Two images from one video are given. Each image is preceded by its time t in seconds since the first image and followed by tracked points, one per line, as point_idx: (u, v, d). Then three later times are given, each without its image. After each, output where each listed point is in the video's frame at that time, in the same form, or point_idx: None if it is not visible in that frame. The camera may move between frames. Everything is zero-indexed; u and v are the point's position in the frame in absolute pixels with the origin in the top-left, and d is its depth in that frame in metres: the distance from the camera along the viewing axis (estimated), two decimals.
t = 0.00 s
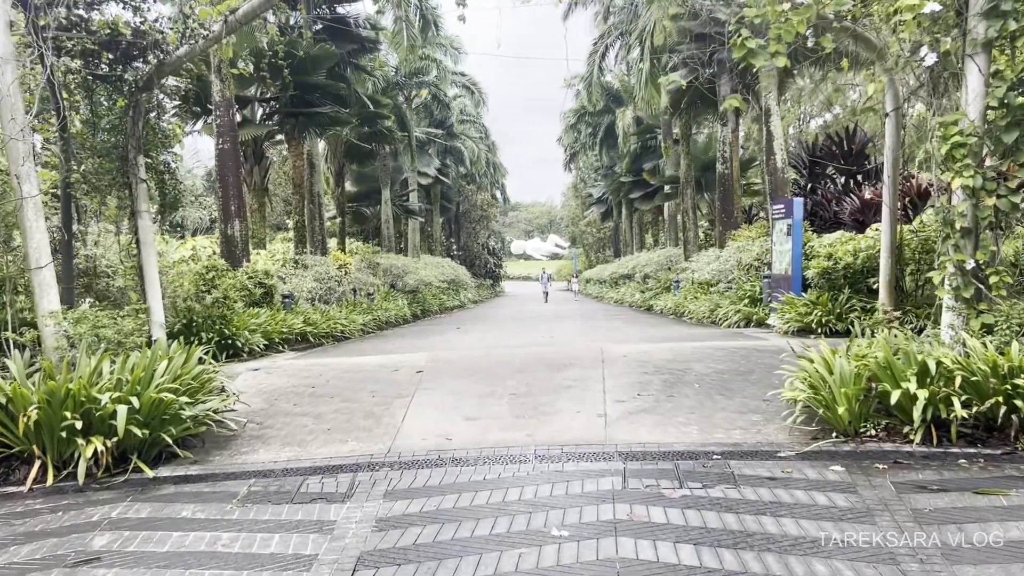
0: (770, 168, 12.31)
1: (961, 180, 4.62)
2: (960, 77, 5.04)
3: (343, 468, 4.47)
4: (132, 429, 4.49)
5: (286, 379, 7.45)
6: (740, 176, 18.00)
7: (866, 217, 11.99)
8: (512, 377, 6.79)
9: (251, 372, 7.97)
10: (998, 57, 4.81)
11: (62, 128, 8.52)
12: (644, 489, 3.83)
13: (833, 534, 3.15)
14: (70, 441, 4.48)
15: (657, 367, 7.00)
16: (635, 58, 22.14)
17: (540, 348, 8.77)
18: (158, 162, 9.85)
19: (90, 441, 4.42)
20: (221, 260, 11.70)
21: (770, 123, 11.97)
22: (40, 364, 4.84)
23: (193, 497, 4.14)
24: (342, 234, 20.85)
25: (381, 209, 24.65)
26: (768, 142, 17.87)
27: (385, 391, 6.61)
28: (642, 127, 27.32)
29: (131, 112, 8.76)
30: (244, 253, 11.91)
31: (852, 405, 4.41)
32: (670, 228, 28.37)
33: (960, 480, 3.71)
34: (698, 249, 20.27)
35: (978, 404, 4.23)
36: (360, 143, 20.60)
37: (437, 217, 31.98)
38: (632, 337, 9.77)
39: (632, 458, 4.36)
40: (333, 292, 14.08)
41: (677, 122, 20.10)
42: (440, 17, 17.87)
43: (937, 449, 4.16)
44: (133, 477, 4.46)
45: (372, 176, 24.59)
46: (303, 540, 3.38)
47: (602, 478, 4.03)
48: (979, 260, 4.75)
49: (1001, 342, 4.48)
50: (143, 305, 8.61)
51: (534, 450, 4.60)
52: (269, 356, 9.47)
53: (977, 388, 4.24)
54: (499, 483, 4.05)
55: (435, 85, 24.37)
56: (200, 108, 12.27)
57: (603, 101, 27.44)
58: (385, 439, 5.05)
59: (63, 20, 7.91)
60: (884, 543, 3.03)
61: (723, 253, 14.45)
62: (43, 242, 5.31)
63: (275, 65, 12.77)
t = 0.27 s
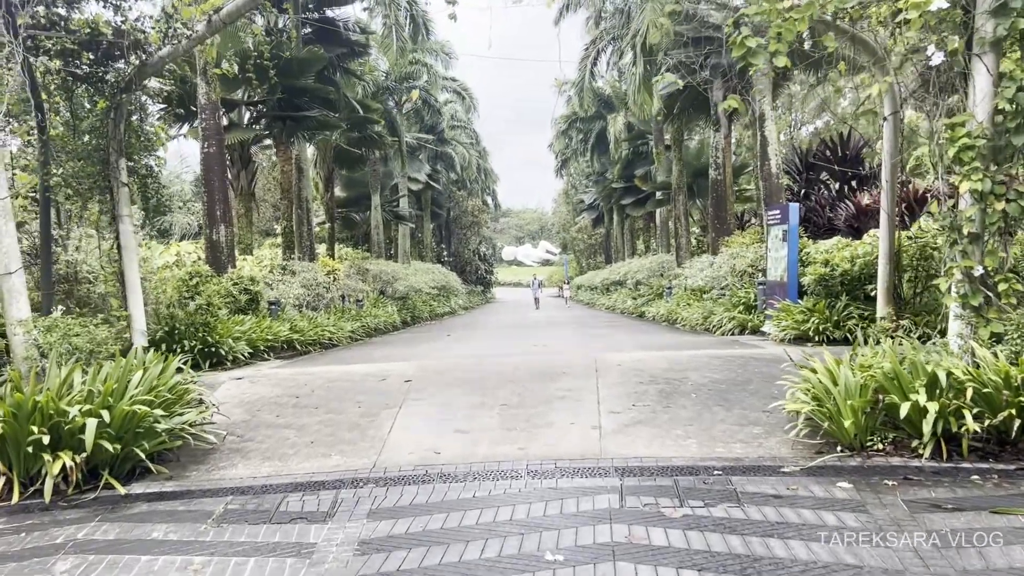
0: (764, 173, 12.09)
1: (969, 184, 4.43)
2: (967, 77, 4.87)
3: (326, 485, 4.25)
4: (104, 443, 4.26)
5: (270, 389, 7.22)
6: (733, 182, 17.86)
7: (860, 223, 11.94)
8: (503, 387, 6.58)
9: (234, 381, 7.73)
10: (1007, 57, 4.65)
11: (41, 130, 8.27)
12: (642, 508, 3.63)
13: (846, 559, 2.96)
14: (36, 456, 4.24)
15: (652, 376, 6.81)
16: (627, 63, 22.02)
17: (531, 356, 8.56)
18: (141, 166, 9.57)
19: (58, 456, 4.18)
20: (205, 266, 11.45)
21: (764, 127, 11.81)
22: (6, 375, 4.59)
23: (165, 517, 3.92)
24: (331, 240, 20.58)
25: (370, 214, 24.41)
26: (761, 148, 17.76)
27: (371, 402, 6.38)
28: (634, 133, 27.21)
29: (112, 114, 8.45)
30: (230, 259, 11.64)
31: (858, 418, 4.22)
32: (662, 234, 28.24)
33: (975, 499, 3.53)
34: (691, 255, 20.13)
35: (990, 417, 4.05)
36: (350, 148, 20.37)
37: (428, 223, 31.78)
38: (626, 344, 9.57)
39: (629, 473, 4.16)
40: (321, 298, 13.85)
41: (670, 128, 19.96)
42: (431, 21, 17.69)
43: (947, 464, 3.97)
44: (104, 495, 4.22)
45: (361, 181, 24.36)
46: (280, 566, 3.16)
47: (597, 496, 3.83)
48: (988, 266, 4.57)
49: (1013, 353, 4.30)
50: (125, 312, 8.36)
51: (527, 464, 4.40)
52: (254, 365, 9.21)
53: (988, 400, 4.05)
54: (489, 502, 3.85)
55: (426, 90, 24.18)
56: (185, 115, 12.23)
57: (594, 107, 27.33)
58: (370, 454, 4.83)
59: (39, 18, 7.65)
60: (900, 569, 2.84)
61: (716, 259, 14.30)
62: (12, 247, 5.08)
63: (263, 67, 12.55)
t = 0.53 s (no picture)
0: (761, 181, 11.90)
1: (982, 191, 4.28)
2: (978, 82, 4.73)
3: (313, 505, 4.05)
4: (78, 461, 4.04)
5: (256, 402, 7.01)
6: (728, 191, 17.74)
7: (858, 233, 11.83)
8: (497, 399, 6.39)
9: (220, 393, 7.52)
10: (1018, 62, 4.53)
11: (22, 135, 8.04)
12: (646, 531, 3.45)
13: None
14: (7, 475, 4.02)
15: (650, 388, 6.63)
16: (620, 71, 21.92)
17: (525, 367, 8.38)
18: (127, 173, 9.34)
19: (29, 476, 3.96)
20: (193, 274, 11.22)
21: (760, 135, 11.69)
22: None
23: (142, 539, 3.71)
24: (322, 248, 20.36)
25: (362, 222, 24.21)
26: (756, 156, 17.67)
27: (361, 415, 6.18)
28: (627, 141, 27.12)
29: (97, 118, 8.12)
30: (218, 268, 11.40)
31: (868, 434, 4.05)
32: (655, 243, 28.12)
33: (995, 521, 3.36)
34: (685, 264, 20.00)
35: (1006, 434, 3.89)
36: (341, 155, 20.19)
37: (420, 231, 31.59)
38: (621, 355, 9.40)
39: (630, 492, 3.98)
40: (311, 307, 13.65)
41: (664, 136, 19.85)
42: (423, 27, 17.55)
43: (962, 483, 3.81)
44: (77, 515, 4.01)
45: (353, 189, 24.16)
46: None
47: (598, 517, 3.64)
48: (1001, 277, 4.42)
49: None
50: (109, 322, 8.15)
51: (523, 483, 4.21)
52: (241, 376, 8.98)
53: (1005, 416, 3.90)
54: (484, 524, 3.66)
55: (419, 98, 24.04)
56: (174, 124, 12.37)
57: (587, 115, 27.26)
58: (360, 471, 4.63)
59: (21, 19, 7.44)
60: None
61: (711, 268, 14.15)
62: None
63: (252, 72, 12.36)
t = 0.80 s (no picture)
0: (761, 186, 11.63)
1: (1001, 193, 4.09)
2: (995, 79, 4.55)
3: (300, 523, 3.83)
4: (49, 478, 3.79)
5: (243, 412, 6.77)
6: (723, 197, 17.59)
7: (857, 239, 11.68)
8: (493, 409, 6.17)
9: (206, 403, 7.27)
10: None
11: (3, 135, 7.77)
12: (654, 552, 3.23)
13: None
14: None
15: (651, 398, 6.42)
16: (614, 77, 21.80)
17: (520, 375, 8.17)
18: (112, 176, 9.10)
19: None
20: (180, 280, 10.96)
21: (758, 139, 11.51)
22: None
23: (116, 562, 3.47)
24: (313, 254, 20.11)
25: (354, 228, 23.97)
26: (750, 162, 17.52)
27: (351, 426, 5.96)
28: (621, 147, 26.99)
29: (80, 119, 7.87)
30: (205, 275, 11.13)
31: (885, 448, 3.84)
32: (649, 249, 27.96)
33: None
34: (680, 270, 19.83)
35: None
36: (332, 160, 19.96)
37: (412, 237, 31.36)
38: (618, 363, 9.19)
39: (635, 510, 3.77)
40: (301, 313, 13.41)
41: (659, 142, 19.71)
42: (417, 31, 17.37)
43: (986, 500, 3.62)
44: (47, 535, 3.76)
45: (344, 195, 23.93)
46: None
47: (603, 537, 3.43)
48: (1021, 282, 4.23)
49: None
50: (92, 328, 7.90)
51: (522, 499, 3.99)
52: (228, 385, 8.70)
53: None
54: (482, 545, 3.44)
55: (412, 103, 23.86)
56: (161, 125, 12.24)
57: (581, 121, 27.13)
58: (349, 486, 4.40)
59: None
60: None
61: (708, 275, 13.98)
62: None
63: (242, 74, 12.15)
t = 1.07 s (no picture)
0: (757, 193, 11.49)
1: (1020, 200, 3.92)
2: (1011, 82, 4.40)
3: (286, 547, 3.63)
4: (21, 499, 3.59)
5: (230, 424, 6.56)
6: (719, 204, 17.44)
7: (855, 246, 11.53)
8: (488, 422, 5.98)
9: (192, 415, 7.06)
10: None
11: None
12: None
13: None
14: None
15: (651, 411, 6.24)
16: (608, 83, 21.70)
17: (516, 386, 7.98)
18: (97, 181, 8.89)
19: None
20: (169, 288, 10.72)
21: (757, 146, 11.36)
22: None
23: None
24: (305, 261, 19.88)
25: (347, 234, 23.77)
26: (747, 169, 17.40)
27: (342, 439, 5.76)
28: (615, 154, 26.87)
29: (64, 122, 7.66)
30: (193, 282, 10.89)
31: (901, 467, 3.67)
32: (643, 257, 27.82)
33: None
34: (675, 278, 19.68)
35: None
36: (325, 166, 19.77)
37: (405, 244, 31.16)
38: (616, 373, 9.01)
39: (639, 532, 3.58)
40: (291, 321, 13.19)
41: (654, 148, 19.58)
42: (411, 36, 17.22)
43: (1008, 522, 3.44)
44: (18, 560, 3.56)
45: (337, 201, 23.73)
46: None
47: (607, 563, 3.25)
48: None
49: None
50: (75, 337, 7.69)
51: (520, 521, 3.81)
52: (216, 396, 8.46)
53: None
54: (479, 571, 3.25)
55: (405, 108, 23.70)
56: (149, 128, 12.10)
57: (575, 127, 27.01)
58: (339, 506, 4.20)
59: None
60: None
61: (704, 283, 13.82)
62: None
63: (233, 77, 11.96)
